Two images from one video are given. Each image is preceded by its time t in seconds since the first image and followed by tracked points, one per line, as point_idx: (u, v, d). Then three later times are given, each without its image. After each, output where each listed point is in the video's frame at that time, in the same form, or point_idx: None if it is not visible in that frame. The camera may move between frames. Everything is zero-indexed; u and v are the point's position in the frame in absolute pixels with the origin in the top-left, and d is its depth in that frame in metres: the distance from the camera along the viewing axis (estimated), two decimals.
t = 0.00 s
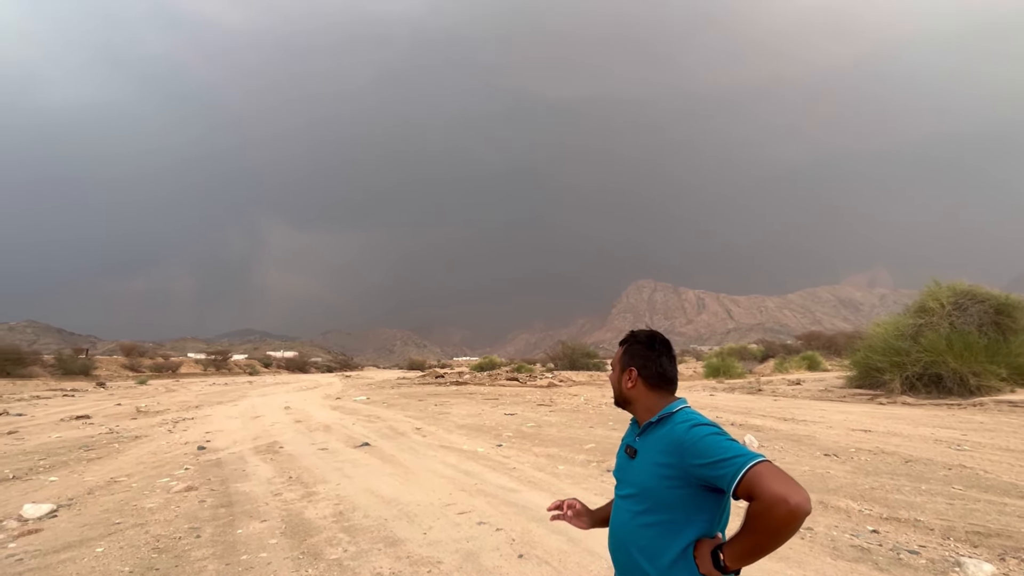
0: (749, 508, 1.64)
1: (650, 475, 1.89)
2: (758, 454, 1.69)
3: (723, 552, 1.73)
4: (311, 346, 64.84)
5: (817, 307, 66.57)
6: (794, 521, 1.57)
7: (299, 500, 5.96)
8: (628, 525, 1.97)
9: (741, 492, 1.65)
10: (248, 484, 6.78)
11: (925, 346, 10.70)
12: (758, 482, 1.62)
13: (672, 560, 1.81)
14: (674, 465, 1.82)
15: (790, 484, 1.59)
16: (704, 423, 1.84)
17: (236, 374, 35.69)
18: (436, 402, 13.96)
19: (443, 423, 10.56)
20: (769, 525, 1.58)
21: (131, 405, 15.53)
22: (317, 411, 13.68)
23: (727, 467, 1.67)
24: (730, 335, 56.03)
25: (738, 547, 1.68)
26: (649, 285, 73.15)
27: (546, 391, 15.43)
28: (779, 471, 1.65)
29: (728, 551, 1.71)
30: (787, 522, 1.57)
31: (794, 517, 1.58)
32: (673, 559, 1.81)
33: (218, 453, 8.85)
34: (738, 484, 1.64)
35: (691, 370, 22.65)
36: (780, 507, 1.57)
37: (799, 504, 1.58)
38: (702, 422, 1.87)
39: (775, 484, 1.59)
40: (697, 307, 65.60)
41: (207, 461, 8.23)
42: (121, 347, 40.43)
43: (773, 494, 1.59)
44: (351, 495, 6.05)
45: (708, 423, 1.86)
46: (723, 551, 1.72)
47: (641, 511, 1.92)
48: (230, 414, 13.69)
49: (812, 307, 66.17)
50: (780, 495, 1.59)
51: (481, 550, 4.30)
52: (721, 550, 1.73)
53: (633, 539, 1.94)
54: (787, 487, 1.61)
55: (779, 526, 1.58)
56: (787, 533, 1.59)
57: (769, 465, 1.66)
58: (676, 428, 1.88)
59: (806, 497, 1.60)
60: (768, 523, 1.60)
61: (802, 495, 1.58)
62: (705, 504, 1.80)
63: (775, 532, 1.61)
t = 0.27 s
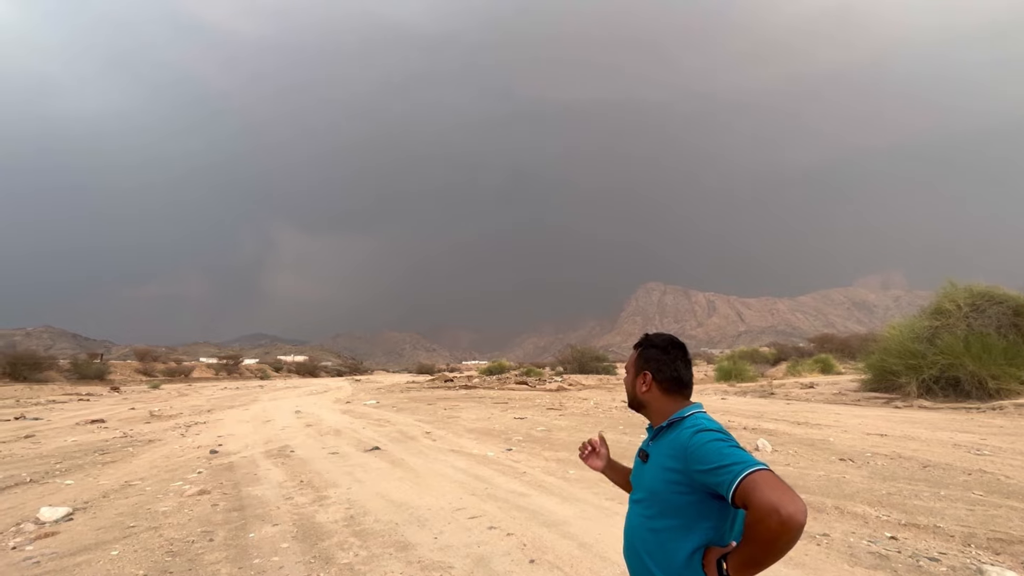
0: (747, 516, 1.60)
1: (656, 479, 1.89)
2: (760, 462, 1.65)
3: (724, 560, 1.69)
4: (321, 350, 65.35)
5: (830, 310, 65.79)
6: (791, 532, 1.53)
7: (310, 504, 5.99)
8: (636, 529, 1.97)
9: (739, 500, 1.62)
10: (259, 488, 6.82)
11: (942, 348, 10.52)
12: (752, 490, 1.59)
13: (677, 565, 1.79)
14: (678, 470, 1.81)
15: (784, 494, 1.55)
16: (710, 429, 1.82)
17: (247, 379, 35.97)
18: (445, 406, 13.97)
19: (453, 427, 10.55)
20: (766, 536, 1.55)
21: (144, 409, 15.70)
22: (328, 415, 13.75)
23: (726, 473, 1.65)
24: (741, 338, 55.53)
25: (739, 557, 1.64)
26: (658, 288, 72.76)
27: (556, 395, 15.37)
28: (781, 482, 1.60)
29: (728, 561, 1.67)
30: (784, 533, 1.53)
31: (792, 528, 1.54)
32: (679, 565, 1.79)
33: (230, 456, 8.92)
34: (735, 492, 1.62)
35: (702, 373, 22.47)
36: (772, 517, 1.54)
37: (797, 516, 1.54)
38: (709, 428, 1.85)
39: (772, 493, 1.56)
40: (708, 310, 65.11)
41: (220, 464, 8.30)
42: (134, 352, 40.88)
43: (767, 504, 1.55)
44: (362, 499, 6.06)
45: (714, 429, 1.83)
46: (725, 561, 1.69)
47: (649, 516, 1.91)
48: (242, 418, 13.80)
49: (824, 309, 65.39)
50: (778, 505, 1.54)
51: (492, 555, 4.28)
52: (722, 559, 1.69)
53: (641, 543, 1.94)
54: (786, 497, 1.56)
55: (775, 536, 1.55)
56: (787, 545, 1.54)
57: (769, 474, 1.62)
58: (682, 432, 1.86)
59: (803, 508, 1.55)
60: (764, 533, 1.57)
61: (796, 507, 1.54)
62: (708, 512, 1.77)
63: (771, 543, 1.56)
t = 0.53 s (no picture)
0: (774, 518, 1.57)
1: (675, 482, 1.85)
2: (785, 463, 1.63)
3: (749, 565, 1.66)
4: (332, 353, 65.87)
5: (844, 311, 64.85)
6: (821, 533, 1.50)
7: (322, 507, 6.01)
8: (652, 534, 1.93)
9: (765, 502, 1.59)
10: (272, 490, 6.87)
11: (962, 349, 10.31)
12: (780, 491, 1.56)
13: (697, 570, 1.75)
14: (699, 472, 1.78)
15: (814, 495, 1.53)
16: (731, 430, 1.80)
17: (260, 382, 36.31)
18: (456, 408, 13.98)
19: (464, 430, 10.55)
20: (795, 537, 1.52)
21: (159, 412, 15.91)
22: (339, 418, 13.82)
23: (751, 474, 1.62)
24: (754, 340, 54.94)
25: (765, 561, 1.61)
26: (669, 290, 72.26)
27: (567, 398, 15.31)
28: (807, 482, 1.58)
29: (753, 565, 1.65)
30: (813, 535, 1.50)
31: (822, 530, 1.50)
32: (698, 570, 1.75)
33: (243, 459, 9.00)
34: (762, 493, 1.59)
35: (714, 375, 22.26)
36: (802, 518, 1.51)
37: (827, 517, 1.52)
38: (730, 429, 1.83)
39: (800, 494, 1.53)
40: (719, 312, 64.53)
41: (233, 467, 8.37)
42: (149, 355, 41.42)
43: (796, 505, 1.52)
44: (373, 502, 6.07)
45: (735, 430, 1.81)
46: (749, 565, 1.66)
47: (665, 519, 1.88)
48: (255, 421, 13.93)
49: (839, 310, 64.48)
50: (807, 506, 1.52)
51: (504, 559, 4.26)
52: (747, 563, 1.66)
53: (657, 548, 1.90)
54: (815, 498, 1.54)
55: (804, 538, 1.52)
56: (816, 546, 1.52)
57: (795, 474, 1.60)
58: (701, 434, 1.84)
59: (832, 509, 1.52)
60: (793, 535, 1.54)
61: (826, 507, 1.51)
62: (730, 515, 1.74)
63: (799, 544, 1.54)
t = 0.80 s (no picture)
0: (811, 518, 1.54)
1: (699, 486, 1.82)
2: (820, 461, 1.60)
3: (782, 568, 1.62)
4: (343, 356, 66.40)
5: (859, 310, 63.88)
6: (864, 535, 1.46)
7: (335, 509, 6.04)
8: (673, 541, 1.88)
9: (802, 501, 1.56)
10: (285, 492, 6.92)
11: (982, 349, 10.10)
12: (819, 490, 1.53)
13: None
14: (727, 473, 1.75)
15: (855, 492, 1.50)
16: (757, 431, 1.78)
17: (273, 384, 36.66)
18: (466, 410, 13.99)
19: (475, 432, 10.54)
20: (835, 537, 1.48)
21: (174, 415, 16.12)
22: (351, 420, 13.90)
23: (786, 474, 1.59)
24: (767, 340, 54.31)
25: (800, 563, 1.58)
26: (680, 291, 71.75)
27: (577, 399, 15.24)
28: (844, 480, 1.55)
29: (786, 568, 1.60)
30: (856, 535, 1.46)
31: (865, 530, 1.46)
32: None
33: (256, 461, 9.08)
34: (799, 493, 1.56)
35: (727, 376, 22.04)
36: (845, 516, 1.47)
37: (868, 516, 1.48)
38: (754, 430, 1.81)
39: (840, 492, 1.50)
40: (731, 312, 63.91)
41: (247, 469, 8.45)
42: (165, 358, 42.02)
43: (837, 503, 1.49)
44: (385, 504, 6.09)
45: (761, 431, 1.79)
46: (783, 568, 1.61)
47: (689, 526, 1.83)
48: (268, 423, 14.06)
49: (854, 310, 63.54)
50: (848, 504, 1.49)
51: (515, 562, 4.24)
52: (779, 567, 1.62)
53: (679, 555, 1.84)
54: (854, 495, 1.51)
55: (845, 539, 1.48)
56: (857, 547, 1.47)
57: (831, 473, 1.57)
58: (726, 436, 1.82)
59: (874, 506, 1.49)
60: (832, 535, 1.50)
61: (869, 504, 1.47)
62: (758, 517, 1.71)
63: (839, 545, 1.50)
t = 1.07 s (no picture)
0: (841, 520, 1.52)
1: (717, 490, 1.78)
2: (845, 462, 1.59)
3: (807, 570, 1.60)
4: (354, 356, 66.83)
5: (874, 308, 62.88)
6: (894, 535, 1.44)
7: (347, 510, 6.06)
8: (689, 546, 1.84)
9: (830, 504, 1.54)
10: (298, 493, 6.96)
11: (1002, 347, 9.89)
12: (850, 492, 1.51)
13: None
14: (748, 476, 1.72)
15: (886, 493, 1.48)
16: (776, 432, 1.75)
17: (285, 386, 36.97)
18: (477, 411, 13.99)
19: (485, 433, 10.54)
20: (866, 539, 1.46)
21: (189, 415, 16.31)
22: (362, 421, 13.96)
23: (813, 477, 1.56)
24: (780, 339, 53.65)
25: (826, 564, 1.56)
26: (691, 290, 71.20)
27: (588, 400, 15.17)
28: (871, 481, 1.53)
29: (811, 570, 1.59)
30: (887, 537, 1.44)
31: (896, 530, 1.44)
32: None
33: (269, 462, 9.16)
34: (828, 496, 1.53)
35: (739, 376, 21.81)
36: (879, 518, 1.45)
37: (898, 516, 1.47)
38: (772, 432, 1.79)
39: (870, 493, 1.48)
40: (743, 312, 63.27)
41: (260, 470, 8.52)
42: (179, 360, 42.56)
43: (869, 504, 1.47)
44: (396, 505, 6.10)
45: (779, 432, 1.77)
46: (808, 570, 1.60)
47: (707, 532, 1.79)
48: (280, 424, 14.17)
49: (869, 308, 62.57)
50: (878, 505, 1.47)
51: (526, 563, 4.22)
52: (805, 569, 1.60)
53: (697, 562, 1.80)
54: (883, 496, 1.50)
55: (876, 540, 1.46)
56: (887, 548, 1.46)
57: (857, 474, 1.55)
58: (744, 439, 1.79)
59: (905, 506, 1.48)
60: (863, 537, 1.48)
61: (902, 505, 1.45)
62: (779, 520, 1.69)
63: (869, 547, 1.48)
